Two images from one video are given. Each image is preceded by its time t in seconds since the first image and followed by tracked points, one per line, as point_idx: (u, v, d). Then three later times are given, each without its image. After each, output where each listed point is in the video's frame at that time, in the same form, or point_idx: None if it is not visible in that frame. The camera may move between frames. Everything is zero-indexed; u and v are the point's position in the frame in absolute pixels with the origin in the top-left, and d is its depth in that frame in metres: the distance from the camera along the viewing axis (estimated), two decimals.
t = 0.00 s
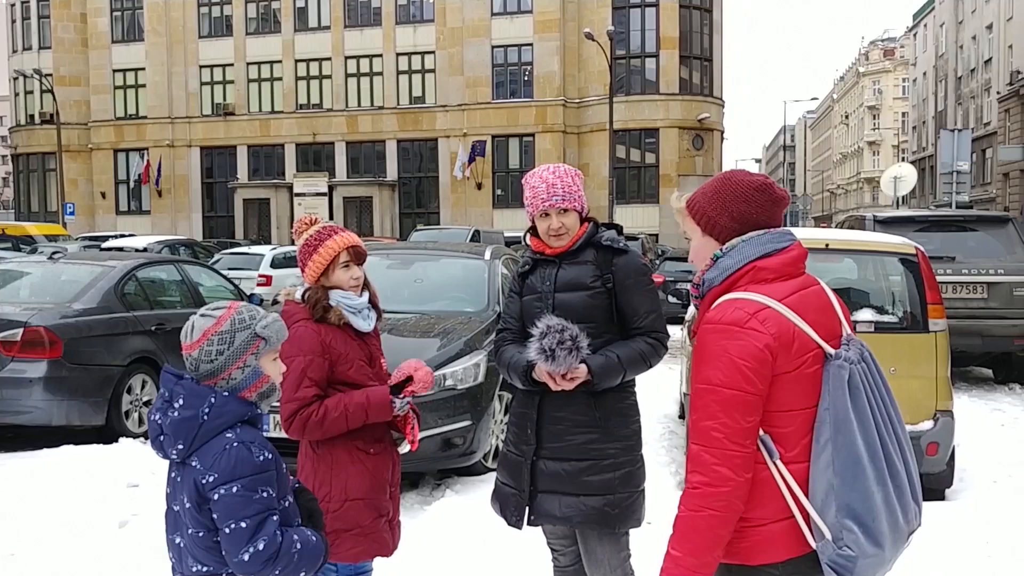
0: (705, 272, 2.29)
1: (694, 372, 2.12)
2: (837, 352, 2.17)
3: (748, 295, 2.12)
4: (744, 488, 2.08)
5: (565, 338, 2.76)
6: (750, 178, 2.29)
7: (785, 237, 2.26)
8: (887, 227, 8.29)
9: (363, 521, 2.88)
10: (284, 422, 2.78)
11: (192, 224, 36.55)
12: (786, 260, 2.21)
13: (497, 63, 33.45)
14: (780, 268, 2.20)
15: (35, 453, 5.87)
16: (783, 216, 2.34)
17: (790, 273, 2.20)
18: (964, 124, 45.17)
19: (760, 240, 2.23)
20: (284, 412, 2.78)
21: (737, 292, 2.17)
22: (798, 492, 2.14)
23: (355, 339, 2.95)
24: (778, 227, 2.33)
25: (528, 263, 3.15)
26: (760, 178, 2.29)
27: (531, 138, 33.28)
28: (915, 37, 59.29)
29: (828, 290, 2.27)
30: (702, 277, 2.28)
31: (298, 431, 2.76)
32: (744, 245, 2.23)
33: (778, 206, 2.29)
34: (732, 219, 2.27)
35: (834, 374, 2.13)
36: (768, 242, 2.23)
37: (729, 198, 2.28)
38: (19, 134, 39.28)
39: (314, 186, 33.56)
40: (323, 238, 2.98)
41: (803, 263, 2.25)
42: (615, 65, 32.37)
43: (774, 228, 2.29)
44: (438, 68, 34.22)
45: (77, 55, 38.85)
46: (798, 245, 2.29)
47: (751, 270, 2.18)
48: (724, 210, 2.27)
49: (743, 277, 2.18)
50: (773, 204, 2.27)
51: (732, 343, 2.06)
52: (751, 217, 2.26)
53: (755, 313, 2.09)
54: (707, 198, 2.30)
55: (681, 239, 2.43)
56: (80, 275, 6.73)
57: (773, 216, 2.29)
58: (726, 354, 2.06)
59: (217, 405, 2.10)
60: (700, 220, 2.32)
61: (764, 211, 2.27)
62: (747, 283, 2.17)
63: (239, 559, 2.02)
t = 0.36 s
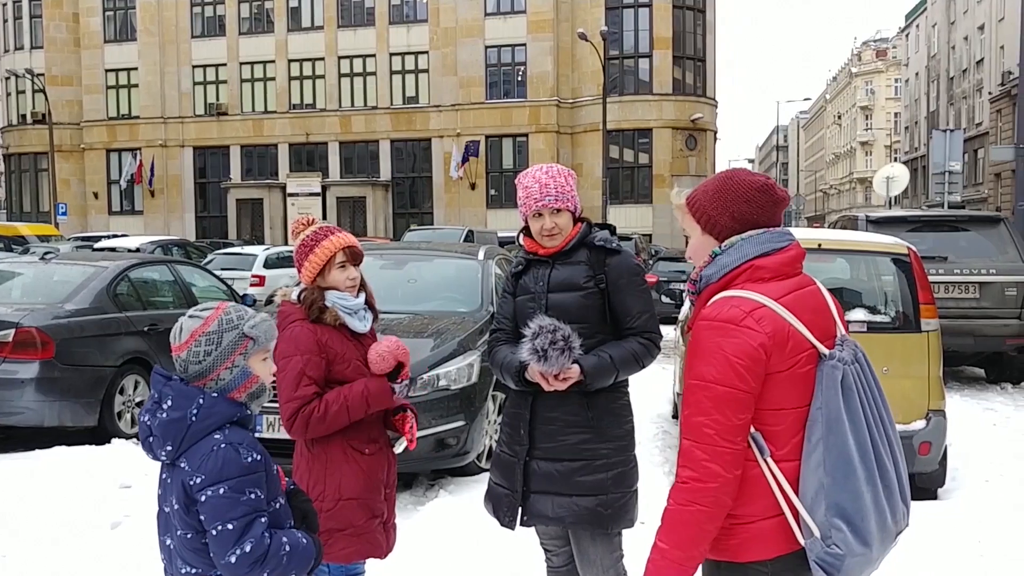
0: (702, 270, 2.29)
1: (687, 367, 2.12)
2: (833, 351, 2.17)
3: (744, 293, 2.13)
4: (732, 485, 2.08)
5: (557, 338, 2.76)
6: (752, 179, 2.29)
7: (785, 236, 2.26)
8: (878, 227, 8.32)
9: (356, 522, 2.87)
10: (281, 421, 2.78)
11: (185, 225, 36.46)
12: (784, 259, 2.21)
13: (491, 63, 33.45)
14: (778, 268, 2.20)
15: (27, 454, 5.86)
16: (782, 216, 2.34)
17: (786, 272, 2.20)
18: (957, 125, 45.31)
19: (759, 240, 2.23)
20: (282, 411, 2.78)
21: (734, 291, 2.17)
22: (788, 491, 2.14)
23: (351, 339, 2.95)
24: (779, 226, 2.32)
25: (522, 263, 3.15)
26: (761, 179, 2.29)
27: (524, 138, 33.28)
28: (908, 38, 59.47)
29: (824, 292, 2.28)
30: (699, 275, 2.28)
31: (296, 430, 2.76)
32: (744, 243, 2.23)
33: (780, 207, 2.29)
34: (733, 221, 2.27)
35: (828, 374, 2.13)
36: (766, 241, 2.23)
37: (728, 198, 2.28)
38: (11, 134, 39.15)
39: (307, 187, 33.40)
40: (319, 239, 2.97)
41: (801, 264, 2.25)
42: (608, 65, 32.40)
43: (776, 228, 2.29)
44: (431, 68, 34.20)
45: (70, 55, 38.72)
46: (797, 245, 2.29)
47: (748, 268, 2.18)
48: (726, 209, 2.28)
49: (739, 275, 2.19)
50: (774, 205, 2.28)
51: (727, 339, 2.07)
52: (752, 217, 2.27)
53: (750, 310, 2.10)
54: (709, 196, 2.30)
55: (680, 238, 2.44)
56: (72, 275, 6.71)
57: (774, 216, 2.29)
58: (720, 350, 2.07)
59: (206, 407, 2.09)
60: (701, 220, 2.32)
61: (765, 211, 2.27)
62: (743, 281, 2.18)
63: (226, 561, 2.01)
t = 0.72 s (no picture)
0: (696, 266, 2.30)
1: (674, 361, 2.14)
2: (819, 349, 2.18)
3: (733, 290, 2.14)
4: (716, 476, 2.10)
5: (550, 340, 2.75)
6: (754, 178, 2.29)
7: (779, 237, 2.26)
8: (872, 227, 8.35)
9: (353, 522, 2.88)
10: (277, 422, 2.78)
11: (179, 225, 36.40)
12: (776, 260, 2.22)
13: (485, 63, 33.46)
14: (772, 266, 2.21)
15: (22, 455, 5.84)
16: (781, 217, 2.34)
17: (777, 272, 2.22)
18: (950, 125, 45.50)
19: (753, 239, 2.24)
20: (278, 412, 2.78)
21: (723, 288, 2.18)
22: (774, 483, 2.16)
23: (348, 341, 2.95)
24: (776, 227, 2.32)
25: (516, 265, 3.16)
26: (761, 181, 2.30)
27: (519, 138, 33.28)
28: (901, 38, 59.66)
29: (814, 291, 2.29)
30: (693, 271, 2.29)
31: (292, 431, 2.76)
32: (737, 241, 2.24)
33: (779, 208, 2.29)
34: (731, 218, 2.27)
35: (814, 371, 2.14)
36: (760, 240, 2.23)
37: (728, 197, 2.28)
38: (5, 134, 39.04)
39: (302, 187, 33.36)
40: (315, 240, 2.96)
41: (793, 264, 2.26)
42: (603, 65, 32.44)
43: (773, 228, 2.29)
44: (426, 68, 34.19)
45: (64, 55, 38.67)
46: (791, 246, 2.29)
47: (742, 266, 2.19)
48: (725, 208, 2.28)
49: (730, 274, 2.20)
50: (772, 205, 2.28)
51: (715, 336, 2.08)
52: (751, 217, 2.27)
53: (738, 306, 2.11)
54: (710, 193, 2.30)
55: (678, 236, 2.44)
56: (66, 276, 6.70)
57: (774, 217, 2.30)
58: (707, 344, 2.08)
59: (197, 407, 2.09)
60: (699, 219, 2.33)
61: (764, 212, 2.27)
62: (737, 278, 2.19)
63: (215, 562, 2.01)
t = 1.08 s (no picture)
0: (687, 260, 2.30)
1: (655, 349, 2.16)
2: (795, 349, 2.18)
3: (716, 286, 2.14)
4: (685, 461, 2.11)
5: (548, 338, 2.71)
6: (752, 180, 2.28)
7: (772, 239, 2.25)
8: (868, 227, 8.36)
9: (347, 523, 2.87)
10: (271, 422, 2.77)
11: (175, 225, 36.33)
12: (765, 261, 2.21)
13: (482, 64, 33.44)
14: (760, 268, 2.20)
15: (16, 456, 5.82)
16: (779, 221, 2.32)
17: (764, 273, 2.21)
18: (945, 126, 45.59)
19: (744, 238, 2.23)
20: (273, 411, 2.77)
21: (708, 283, 2.19)
22: (743, 475, 2.16)
23: (344, 341, 2.94)
24: (773, 229, 2.30)
25: (513, 265, 3.15)
26: (762, 182, 2.28)
27: (515, 139, 33.29)
28: (897, 39, 59.78)
29: (799, 294, 2.28)
30: (682, 264, 2.29)
31: (286, 430, 2.75)
32: (727, 239, 2.24)
33: (775, 211, 2.28)
34: (726, 216, 2.26)
35: (788, 369, 2.14)
36: (752, 241, 2.22)
37: (724, 196, 2.27)
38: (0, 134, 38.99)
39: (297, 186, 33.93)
40: (313, 239, 2.96)
41: (782, 266, 2.25)
42: (599, 66, 32.45)
43: (766, 230, 2.28)
44: (422, 68, 34.17)
45: (59, 55, 38.63)
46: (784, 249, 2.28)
47: (729, 263, 2.19)
48: (723, 205, 2.26)
49: (717, 270, 2.20)
50: (769, 208, 2.26)
51: (695, 328, 2.09)
52: (747, 218, 2.25)
53: (719, 302, 2.11)
54: (710, 191, 2.28)
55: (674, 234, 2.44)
56: (61, 277, 6.69)
57: (769, 220, 2.29)
58: (687, 335, 2.09)
59: (192, 408, 2.09)
60: (695, 218, 2.32)
61: (759, 214, 2.26)
62: (722, 276, 2.19)
63: (211, 563, 2.00)
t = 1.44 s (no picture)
0: (673, 263, 2.31)
1: (646, 351, 2.16)
2: (782, 346, 2.19)
3: (702, 287, 2.15)
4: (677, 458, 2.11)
5: (546, 341, 2.74)
6: (728, 183, 2.30)
7: (752, 240, 2.26)
8: (864, 228, 8.38)
9: (342, 525, 2.87)
10: (267, 422, 2.77)
11: (171, 226, 36.26)
12: (747, 261, 2.23)
13: (479, 64, 33.44)
14: (743, 268, 2.22)
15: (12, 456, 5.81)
16: (757, 222, 2.34)
17: (747, 272, 2.22)
18: (941, 127, 45.66)
19: (726, 240, 2.24)
20: (268, 411, 2.77)
21: (695, 286, 2.19)
22: (736, 472, 2.17)
23: (340, 341, 2.94)
24: (752, 231, 2.32)
25: (512, 265, 3.15)
26: (736, 185, 2.30)
27: (512, 139, 33.30)
28: (893, 40, 59.88)
29: (783, 292, 2.29)
30: (669, 268, 2.30)
31: (281, 432, 2.75)
32: (710, 242, 2.25)
33: (754, 211, 2.30)
34: (706, 220, 2.27)
35: (775, 366, 2.15)
36: (733, 243, 2.24)
37: (707, 199, 2.28)
38: None
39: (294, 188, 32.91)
40: (310, 239, 2.97)
41: (765, 265, 2.27)
42: (596, 66, 32.47)
43: (747, 231, 2.29)
44: (419, 69, 34.17)
45: (56, 56, 38.62)
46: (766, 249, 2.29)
47: (713, 265, 2.20)
48: (702, 210, 2.28)
49: (702, 272, 2.21)
50: (748, 210, 2.28)
51: (685, 330, 2.09)
52: (728, 221, 2.27)
53: (705, 303, 2.12)
54: (689, 198, 2.31)
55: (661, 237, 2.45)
56: (57, 277, 6.68)
57: (749, 221, 2.30)
58: (677, 337, 2.10)
59: (190, 410, 2.09)
60: (680, 221, 2.33)
61: (738, 215, 2.28)
62: (707, 277, 2.20)
63: (212, 565, 2.00)
